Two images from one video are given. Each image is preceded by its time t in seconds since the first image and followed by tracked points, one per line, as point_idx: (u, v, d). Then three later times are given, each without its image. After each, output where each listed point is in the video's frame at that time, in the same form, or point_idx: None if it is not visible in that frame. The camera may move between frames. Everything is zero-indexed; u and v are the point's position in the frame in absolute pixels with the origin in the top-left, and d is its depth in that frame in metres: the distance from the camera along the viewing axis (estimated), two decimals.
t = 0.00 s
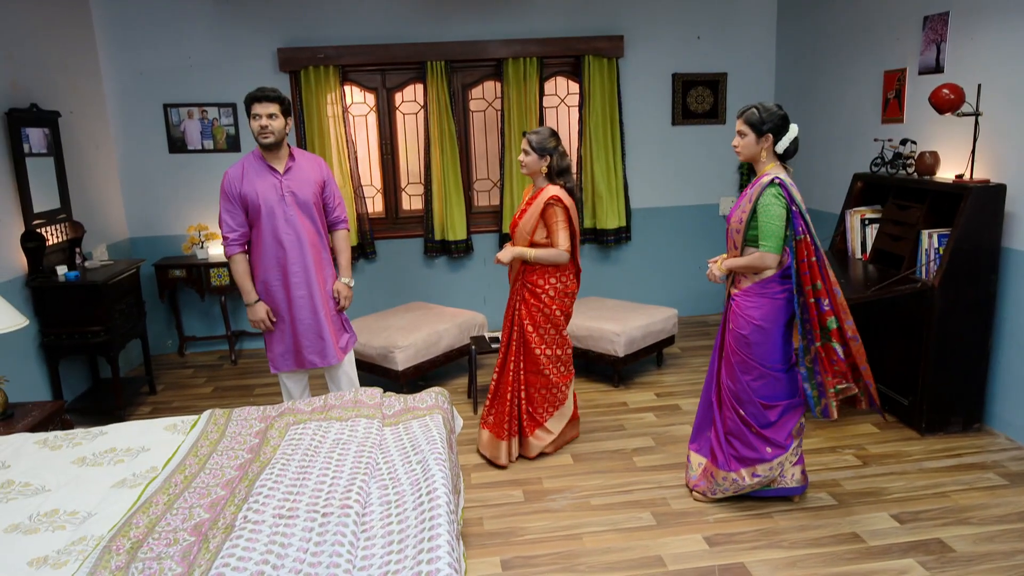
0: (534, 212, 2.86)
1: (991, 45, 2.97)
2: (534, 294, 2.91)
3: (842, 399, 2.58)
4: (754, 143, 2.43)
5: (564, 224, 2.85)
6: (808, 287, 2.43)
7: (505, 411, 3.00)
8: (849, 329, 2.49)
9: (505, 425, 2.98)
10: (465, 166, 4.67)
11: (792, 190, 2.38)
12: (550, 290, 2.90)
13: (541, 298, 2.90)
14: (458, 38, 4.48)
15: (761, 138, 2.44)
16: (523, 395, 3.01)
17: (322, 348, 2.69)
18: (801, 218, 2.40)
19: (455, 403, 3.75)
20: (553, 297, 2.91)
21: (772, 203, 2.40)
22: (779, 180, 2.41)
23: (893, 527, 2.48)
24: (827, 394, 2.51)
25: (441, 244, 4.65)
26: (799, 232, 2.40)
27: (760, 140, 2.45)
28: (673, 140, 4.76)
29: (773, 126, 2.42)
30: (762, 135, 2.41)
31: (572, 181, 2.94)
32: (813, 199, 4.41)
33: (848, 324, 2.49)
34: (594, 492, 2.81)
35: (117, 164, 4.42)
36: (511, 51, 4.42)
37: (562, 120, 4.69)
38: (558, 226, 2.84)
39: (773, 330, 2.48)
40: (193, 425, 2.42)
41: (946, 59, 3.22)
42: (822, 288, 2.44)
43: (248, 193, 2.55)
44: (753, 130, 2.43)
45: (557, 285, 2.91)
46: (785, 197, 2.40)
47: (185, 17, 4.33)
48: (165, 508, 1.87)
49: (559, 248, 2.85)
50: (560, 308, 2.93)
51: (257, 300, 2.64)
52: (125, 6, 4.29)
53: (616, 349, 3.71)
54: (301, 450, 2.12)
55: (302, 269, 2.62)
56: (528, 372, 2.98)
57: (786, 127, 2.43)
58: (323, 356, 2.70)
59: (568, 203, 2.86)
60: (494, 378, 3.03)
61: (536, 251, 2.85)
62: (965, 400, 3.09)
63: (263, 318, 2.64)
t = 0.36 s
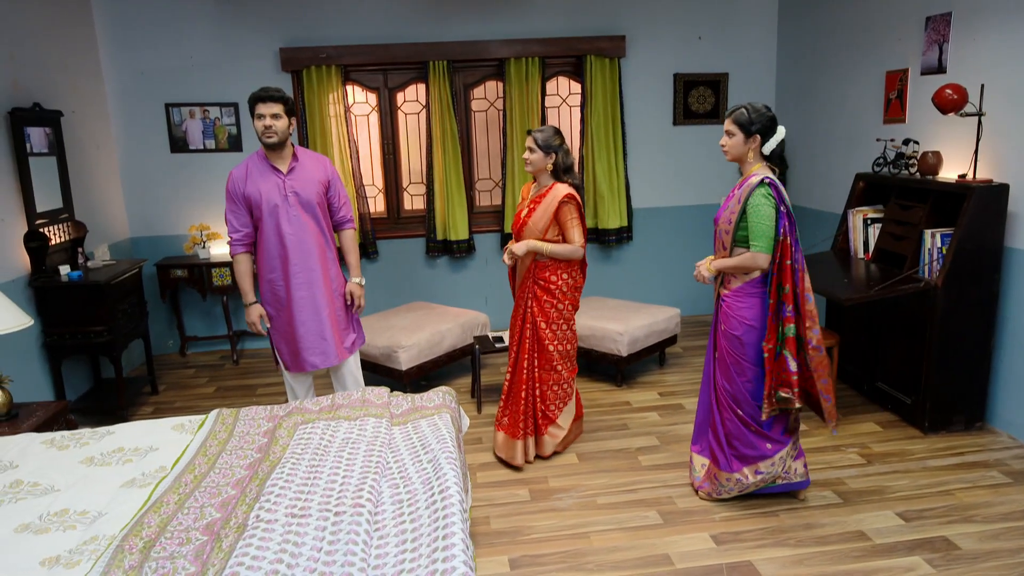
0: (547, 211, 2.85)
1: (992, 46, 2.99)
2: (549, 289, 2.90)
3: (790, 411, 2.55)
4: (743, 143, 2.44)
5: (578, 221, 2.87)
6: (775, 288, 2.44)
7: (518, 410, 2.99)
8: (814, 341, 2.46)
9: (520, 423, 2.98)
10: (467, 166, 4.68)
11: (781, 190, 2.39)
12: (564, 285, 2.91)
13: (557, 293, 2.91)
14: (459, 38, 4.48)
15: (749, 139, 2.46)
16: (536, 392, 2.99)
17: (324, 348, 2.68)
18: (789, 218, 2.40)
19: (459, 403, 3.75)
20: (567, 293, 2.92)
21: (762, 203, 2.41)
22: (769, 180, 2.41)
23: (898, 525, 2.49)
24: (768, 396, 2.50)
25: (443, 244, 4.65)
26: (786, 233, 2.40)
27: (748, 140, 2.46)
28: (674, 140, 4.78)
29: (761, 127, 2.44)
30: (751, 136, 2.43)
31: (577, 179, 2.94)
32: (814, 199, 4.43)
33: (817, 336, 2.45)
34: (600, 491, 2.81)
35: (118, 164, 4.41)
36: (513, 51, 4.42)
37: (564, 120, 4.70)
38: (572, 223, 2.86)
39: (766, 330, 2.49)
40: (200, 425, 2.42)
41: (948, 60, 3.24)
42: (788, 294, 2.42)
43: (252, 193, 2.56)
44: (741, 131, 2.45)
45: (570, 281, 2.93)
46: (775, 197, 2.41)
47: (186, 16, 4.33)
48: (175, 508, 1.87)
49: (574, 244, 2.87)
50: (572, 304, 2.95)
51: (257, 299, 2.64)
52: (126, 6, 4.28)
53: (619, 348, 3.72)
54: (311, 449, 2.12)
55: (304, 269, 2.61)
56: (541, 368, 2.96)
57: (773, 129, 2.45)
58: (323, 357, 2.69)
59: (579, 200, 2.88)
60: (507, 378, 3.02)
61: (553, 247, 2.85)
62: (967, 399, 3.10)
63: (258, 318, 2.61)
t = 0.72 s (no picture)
0: (552, 209, 2.86)
1: (992, 46, 3.01)
2: (555, 285, 2.91)
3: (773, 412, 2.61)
4: (736, 144, 2.46)
5: (584, 218, 2.88)
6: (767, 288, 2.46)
7: (535, 407, 3.02)
8: (789, 346, 2.47)
9: (540, 418, 3.01)
10: (466, 166, 4.68)
11: (779, 192, 2.40)
12: (570, 281, 2.92)
13: (564, 289, 2.91)
14: (459, 38, 4.49)
15: (743, 139, 2.47)
16: (547, 389, 3.00)
17: (327, 347, 2.68)
18: (785, 219, 2.42)
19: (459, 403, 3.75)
20: (573, 289, 2.93)
21: (759, 205, 2.41)
22: (766, 181, 2.42)
23: (901, 522, 2.51)
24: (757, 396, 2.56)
25: (442, 244, 4.65)
26: (782, 234, 2.42)
27: (741, 141, 2.48)
28: (673, 140, 4.79)
29: (755, 128, 2.45)
30: (744, 137, 2.44)
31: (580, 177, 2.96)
32: (813, 199, 4.45)
33: (794, 342, 2.46)
34: (603, 490, 2.82)
35: (117, 164, 4.39)
36: (512, 51, 4.43)
37: (564, 120, 4.71)
38: (578, 219, 2.87)
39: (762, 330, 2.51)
40: (205, 425, 2.42)
41: (947, 60, 3.26)
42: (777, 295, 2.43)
43: (258, 191, 2.56)
44: (735, 131, 2.46)
45: (576, 277, 2.94)
46: (772, 198, 2.42)
47: (185, 16, 4.31)
48: (184, 508, 1.87)
49: (581, 241, 2.87)
50: (577, 300, 2.96)
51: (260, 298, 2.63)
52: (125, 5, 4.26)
53: (620, 348, 3.73)
54: (318, 449, 2.11)
55: (308, 268, 2.61)
56: (550, 363, 2.97)
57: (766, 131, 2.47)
58: (326, 356, 2.69)
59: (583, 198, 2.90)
60: (519, 375, 3.03)
61: (559, 244, 2.85)
62: (967, 397, 3.13)
63: (256, 318, 2.60)
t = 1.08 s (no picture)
0: (557, 207, 2.87)
1: (992, 46, 3.03)
2: (562, 282, 2.92)
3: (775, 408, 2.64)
4: (735, 145, 2.47)
5: (589, 215, 2.89)
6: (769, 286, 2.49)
7: (537, 403, 3.03)
8: (793, 343, 2.50)
9: (541, 416, 3.02)
10: (466, 166, 4.68)
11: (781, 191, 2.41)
12: (576, 278, 2.93)
13: (570, 286, 2.92)
14: (459, 38, 4.49)
15: (742, 140, 2.48)
16: (552, 385, 3.02)
17: (336, 345, 2.68)
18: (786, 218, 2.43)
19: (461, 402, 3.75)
20: (579, 286, 2.94)
21: (762, 204, 2.42)
22: (767, 180, 2.43)
23: (903, 519, 2.52)
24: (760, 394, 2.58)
25: (441, 243, 4.65)
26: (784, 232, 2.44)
27: (740, 141, 2.49)
28: (672, 140, 4.81)
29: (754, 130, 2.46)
30: (744, 138, 2.45)
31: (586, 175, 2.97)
32: (812, 198, 4.47)
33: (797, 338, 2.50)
34: (606, 489, 2.83)
35: (115, 164, 4.38)
36: (512, 51, 4.43)
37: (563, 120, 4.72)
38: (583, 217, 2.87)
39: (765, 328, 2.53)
40: (210, 425, 2.41)
41: (945, 61, 3.29)
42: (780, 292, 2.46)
43: (270, 188, 2.56)
44: (735, 131, 2.47)
45: (582, 274, 2.94)
46: (774, 197, 2.43)
47: (184, 15, 4.30)
48: (192, 508, 1.86)
49: (587, 238, 2.87)
50: (583, 297, 2.96)
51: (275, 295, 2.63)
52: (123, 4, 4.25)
53: (621, 347, 3.74)
54: (325, 448, 2.11)
55: (319, 265, 2.61)
56: (554, 359, 2.98)
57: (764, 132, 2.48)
58: (336, 353, 2.69)
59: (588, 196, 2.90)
60: (524, 372, 3.04)
61: (565, 242, 2.86)
62: (966, 395, 3.15)
63: (280, 313, 2.61)
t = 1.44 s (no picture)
0: (563, 206, 2.88)
1: (991, 46, 3.05)
2: (567, 281, 2.93)
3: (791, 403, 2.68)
4: (741, 145, 2.48)
5: (595, 214, 2.90)
6: (780, 285, 2.51)
7: (543, 400, 3.03)
8: (809, 337, 2.54)
9: (547, 415, 3.03)
10: (465, 166, 4.69)
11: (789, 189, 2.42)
12: (581, 277, 2.94)
13: (575, 284, 2.93)
14: (459, 38, 4.49)
15: (748, 140, 2.49)
16: (557, 383, 3.02)
17: (340, 344, 2.68)
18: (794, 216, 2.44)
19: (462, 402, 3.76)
20: (584, 285, 2.95)
21: (770, 203, 2.43)
22: (775, 179, 2.44)
23: (906, 516, 2.54)
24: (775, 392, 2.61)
25: (441, 243, 4.65)
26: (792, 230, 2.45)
27: (746, 141, 2.50)
28: (670, 140, 4.82)
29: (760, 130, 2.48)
30: (750, 138, 2.46)
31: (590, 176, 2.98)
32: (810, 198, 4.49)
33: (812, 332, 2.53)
34: (609, 487, 2.84)
35: (114, 164, 4.36)
36: (511, 51, 4.44)
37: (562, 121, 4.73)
38: (590, 216, 2.88)
39: (772, 326, 2.54)
40: (215, 425, 2.41)
41: (944, 61, 3.32)
42: (793, 290, 2.49)
43: (279, 185, 2.55)
44: (741, 132, 2.48)
45: (586, 274, 2.95)
46: (782, 196, 2.44)
47: (183, 15, 4.29)
48: (200, 508, 1.86)
49: (592, 237, 2.88)
50: (587, 296, 2.98)
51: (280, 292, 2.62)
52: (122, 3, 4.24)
53: (622, 346, 3.75)
54: (332, 448, 2.12)
55: (326, 264, 2.61)
56: (559, 357, 2.99)
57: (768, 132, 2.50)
58: (340, 352, 2.68)
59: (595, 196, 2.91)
60: (528, 371, 3.04)
61: (572, 240, 2.86)
62: (965, 393, 3.17)
63: (285, 310, 2.60)
